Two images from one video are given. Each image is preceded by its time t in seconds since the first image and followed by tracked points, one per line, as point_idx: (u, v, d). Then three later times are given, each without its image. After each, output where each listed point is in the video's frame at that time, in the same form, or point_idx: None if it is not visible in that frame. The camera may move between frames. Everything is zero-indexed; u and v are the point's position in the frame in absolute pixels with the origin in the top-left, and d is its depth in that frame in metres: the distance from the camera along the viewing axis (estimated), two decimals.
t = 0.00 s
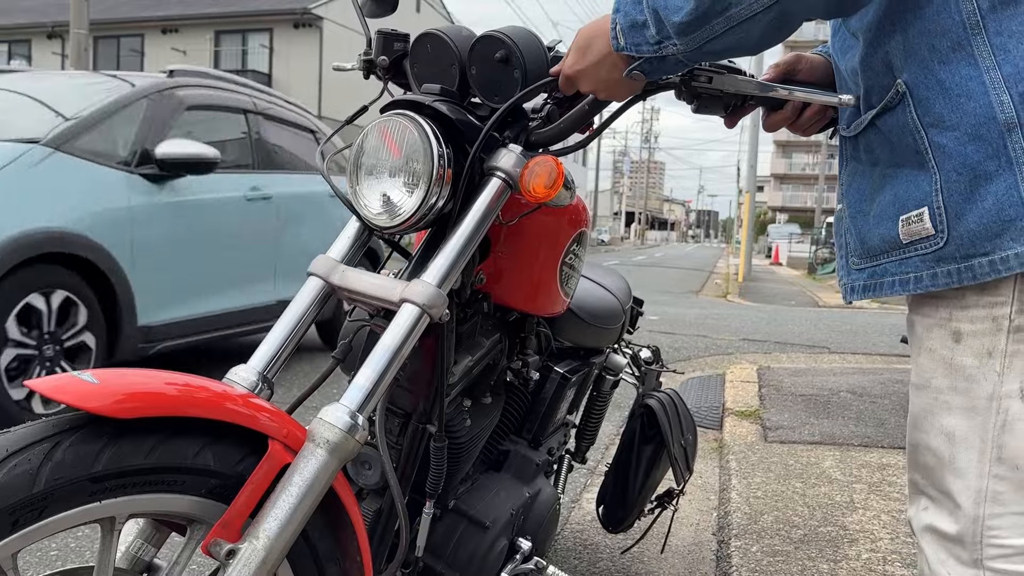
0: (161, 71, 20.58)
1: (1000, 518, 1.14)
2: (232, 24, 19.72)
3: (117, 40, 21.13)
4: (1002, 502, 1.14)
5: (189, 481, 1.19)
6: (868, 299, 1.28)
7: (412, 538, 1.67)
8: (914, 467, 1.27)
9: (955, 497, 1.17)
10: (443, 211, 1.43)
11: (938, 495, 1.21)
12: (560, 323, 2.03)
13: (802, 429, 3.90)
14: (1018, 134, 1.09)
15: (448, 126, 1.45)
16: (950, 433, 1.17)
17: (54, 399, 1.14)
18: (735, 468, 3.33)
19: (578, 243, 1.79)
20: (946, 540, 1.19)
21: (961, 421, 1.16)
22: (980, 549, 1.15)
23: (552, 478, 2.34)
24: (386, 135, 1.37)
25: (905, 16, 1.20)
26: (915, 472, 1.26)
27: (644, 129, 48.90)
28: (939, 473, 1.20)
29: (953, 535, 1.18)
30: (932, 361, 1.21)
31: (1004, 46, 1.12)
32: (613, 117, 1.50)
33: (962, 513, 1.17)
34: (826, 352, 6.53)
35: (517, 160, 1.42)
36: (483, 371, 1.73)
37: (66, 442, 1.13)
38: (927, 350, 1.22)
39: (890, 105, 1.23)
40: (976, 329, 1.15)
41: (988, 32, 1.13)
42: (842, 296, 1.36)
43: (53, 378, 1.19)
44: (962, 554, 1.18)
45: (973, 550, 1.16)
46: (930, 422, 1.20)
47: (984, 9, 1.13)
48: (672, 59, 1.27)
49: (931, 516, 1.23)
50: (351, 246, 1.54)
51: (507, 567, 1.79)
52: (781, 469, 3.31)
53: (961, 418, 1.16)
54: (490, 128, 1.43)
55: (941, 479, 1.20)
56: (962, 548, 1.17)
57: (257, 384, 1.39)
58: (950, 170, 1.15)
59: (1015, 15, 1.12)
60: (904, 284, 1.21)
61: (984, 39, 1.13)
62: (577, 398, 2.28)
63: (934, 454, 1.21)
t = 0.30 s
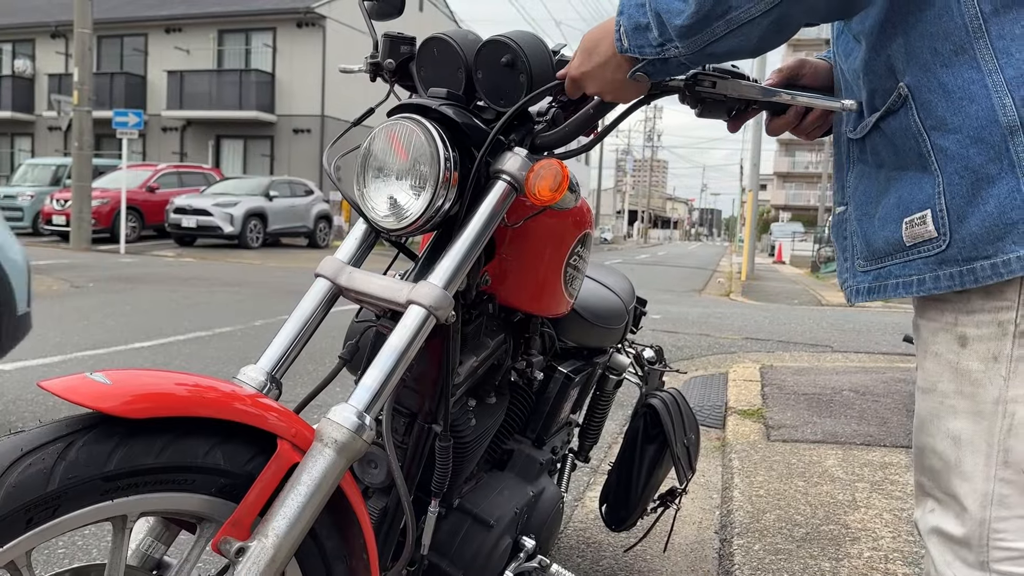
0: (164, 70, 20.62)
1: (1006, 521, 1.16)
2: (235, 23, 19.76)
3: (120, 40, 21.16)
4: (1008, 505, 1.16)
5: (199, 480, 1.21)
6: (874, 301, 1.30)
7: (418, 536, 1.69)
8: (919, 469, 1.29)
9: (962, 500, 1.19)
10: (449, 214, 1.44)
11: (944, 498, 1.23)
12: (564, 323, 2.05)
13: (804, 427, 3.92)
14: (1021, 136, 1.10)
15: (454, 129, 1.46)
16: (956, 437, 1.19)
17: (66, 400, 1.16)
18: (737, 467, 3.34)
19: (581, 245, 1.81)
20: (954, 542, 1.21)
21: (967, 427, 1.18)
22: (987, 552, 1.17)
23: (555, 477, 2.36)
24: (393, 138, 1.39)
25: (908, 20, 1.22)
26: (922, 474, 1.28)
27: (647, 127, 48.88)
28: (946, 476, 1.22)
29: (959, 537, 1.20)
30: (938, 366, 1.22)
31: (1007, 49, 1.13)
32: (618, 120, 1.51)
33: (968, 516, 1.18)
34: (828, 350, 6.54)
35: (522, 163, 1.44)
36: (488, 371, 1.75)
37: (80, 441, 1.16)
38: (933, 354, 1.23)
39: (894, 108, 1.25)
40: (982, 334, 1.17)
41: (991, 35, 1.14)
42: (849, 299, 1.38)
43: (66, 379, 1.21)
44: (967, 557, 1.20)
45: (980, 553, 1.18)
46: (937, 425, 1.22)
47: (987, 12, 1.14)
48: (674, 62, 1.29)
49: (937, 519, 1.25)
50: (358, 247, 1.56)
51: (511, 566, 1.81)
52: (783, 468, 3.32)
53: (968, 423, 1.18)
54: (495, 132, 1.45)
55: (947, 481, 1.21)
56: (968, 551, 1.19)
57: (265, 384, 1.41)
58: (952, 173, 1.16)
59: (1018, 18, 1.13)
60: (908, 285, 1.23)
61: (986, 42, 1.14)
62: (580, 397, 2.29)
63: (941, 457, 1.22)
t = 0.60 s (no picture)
0: (167, 69, 20.65)
1: (996, 519, 1.17)
2: (238, 22, 19.78)
3: (124, 38, 21.18)
4: (1000, 503, 1.16)
5: (205, 477, 1.22)
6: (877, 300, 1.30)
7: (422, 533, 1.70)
8: (913, 464, 1.30)
9: (954, 497, 1.20)
10: (453, 213, 1.45)
11: (938, 494, 1.24)
12: (567, 321, 2.06)
13: (808, 426, 3.92)
14: None
15: (457, 129, 1.47)
16: (951, 433, 1.19)
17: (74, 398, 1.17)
18: (741, 465, 3.35)
19: (584, 244, 1.81)
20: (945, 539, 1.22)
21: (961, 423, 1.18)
22: (977, 549, 1.18)
23: (558, 475, 2.37)
24: (397, 138, 1.40)
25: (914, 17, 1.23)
26: (916, 469, 1.29)
27: (650, 125, 48.82)
28: (939, 472, 1.22)
29: (950, 534, 1.20)
30: (936, 361, 1.23)
31: (1013, 47, 1.13)
32: (621, 120, 1.51)
33: (958, 512, 1.19)
34: (832, 348, 6.54)
35: (525, 163, 1.45)
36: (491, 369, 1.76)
37: (88, 438, 1.17)
38: (932, 350, 1.24)
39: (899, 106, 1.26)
40: (983, 331, 1.17)
41: (998, 31, 1.14)
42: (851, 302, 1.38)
43: (73, 378, 1.22)
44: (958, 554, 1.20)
45: (970, 550, 1.19)
46: (933, 420, 1.22)
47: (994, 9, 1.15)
48: (677, 63, 1.29)
49: (929, 515, 1.26)
50: (363, 247, 1.57)
51: (514, 563, 1.82)
52: (786, 466, 3.32)
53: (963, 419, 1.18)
54: (499, 131, 1.46)
55: (941, 478, 1.22)
56: (957, 547, 1.20)
57: (271, 382, 1.42)
58: (959, 170, 1.17)
59: None
60: (912, 284, 1.23)
61: (993, 38, 1.14)
62: (584, 395, 2.30)
63: (935, 452, 1.23)
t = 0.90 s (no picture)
0: (170, 67, 20.68)
1: None
2: (241, 20, 19.81)
3: (127, 37, 21.22)
4: None
5: (211, 476, 1.23)
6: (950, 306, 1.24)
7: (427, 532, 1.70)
8: (946, 462, 1.28)
9: (992, 497, 1.18)
10: (457, 213, 1.46)
11: (972, 493, 1.22)
12: (571, 319, 2.06)
13: (810, 423, 3.92)
14: None
15: (462, 129, 1.47)
16: (994, 433, 1.17)
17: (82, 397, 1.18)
18: (744, 463, 3.35)
19: (588, 243, 1.82)
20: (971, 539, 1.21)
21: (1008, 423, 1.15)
22: (1009, 549, 1.17)
23: (562, 473, 2.37)
24: (402, 138, 1.40)
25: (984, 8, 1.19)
26: (949, 467, 1.26)
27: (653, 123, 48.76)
28: (978, 471, 1.20)
29: (982, 533, 1.19)
30: (983, 360, 1.20)
31: None
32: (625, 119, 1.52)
33: (995, 512, 1.17)
34: (835, 346, 6.53)
35: (529, 162, 1.45)
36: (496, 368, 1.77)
37: (96, 438, 1.17)
38: (978, 350, 1.22)
39: (969, 100, 1.21)
40: None
41: None
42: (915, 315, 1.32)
43: (81, 377, 1.23)
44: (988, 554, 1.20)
45: (1001, 550, 1.18)
46: (975, 419, 1.20)
47: None
48: (771, 82, 1.25)
49: (961, 513, 1.24)
50: (368, 246, 1.58)
51: (518, 561, 1.83)
52: (790, 463, 3.33)
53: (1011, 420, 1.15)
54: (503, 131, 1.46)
55: (978, 477, 1.20)
56: (990, 548, 1.19)
57: (277, 381, 1.43)
58: None
59: None
60: (995, 283, 1.17)
61: None
62: (587, 393, 2.30)
63: (973, 451, 1.20)
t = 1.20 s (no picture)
0: (173, 66, 20.69)
1: None
2: (245, 18, 19.82)
3: (130, 35, 21.23)
4: None
5: (217, 474, 1.23)
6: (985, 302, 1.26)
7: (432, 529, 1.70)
8: (971, 461, 1.30)
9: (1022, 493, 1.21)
10: (461, 211, 1.46)
11: (999, 491, 1.25)
12: (575, 317, 2.06)
13: (815, 421, 3.92)
14: None
15: (467, 127, 1.47)
16: None
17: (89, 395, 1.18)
18: (748, 461, 3.35)
19: (593, 241, 1.82)
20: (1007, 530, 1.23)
21: None
22: None
23: (566, 470, 2.37)
24: (407, 135, 1.40)
25: None
26: (973, 467, 1.29)
27: (656, 121, 48.68)
28: (1006, 469, 1.23)
29: (1013, 530, 1.22)
30: (1011, 358, 1.23)
31: None
32: (629, 117, 1.51)
33: None
34: (839, 344, 6.51)
35: (534, 160, 1.45)
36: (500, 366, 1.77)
37: (102, 435, 1.18)
38: (1006, 347, 1.25)
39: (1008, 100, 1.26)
40: None
41: None
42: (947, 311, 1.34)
43: (87, 375, 1.24)
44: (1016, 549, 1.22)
45: None
46: (1004, 418, 1.23)
47: None
48: (912, 102, 1.27)
49: (988, 511, 1.27)
50: (372, 243, 1.58)
51: (522, 559, 1.83)
52: (794, 462, 3.32)
53: None
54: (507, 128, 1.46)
55: (1007, 474, 1.23)
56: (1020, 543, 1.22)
57: (281, 378, 1.43)
58: None
59: None
60: None
61: None
62: (591, 391, 2.30)
63: (1002, 449, 1.24)
